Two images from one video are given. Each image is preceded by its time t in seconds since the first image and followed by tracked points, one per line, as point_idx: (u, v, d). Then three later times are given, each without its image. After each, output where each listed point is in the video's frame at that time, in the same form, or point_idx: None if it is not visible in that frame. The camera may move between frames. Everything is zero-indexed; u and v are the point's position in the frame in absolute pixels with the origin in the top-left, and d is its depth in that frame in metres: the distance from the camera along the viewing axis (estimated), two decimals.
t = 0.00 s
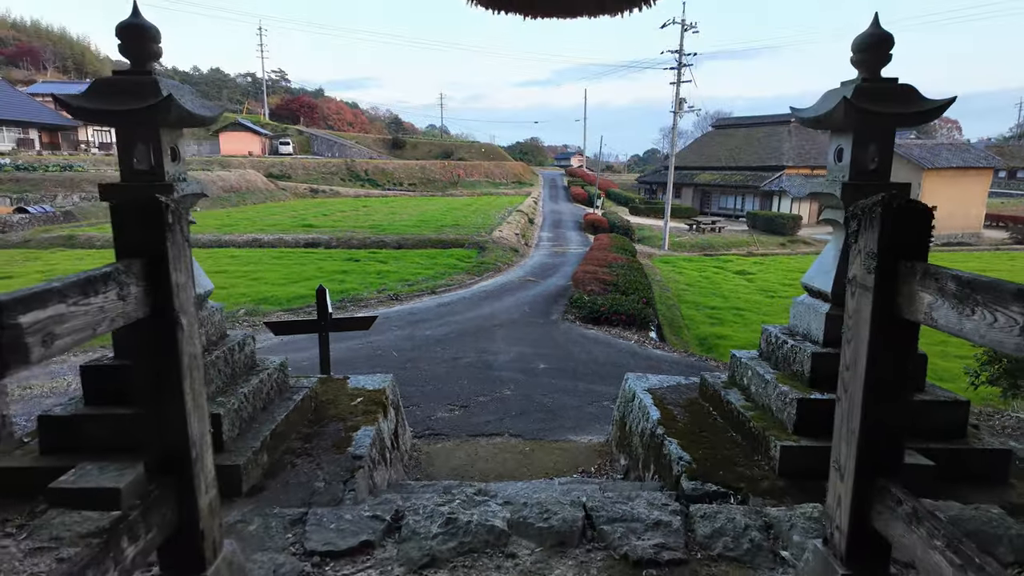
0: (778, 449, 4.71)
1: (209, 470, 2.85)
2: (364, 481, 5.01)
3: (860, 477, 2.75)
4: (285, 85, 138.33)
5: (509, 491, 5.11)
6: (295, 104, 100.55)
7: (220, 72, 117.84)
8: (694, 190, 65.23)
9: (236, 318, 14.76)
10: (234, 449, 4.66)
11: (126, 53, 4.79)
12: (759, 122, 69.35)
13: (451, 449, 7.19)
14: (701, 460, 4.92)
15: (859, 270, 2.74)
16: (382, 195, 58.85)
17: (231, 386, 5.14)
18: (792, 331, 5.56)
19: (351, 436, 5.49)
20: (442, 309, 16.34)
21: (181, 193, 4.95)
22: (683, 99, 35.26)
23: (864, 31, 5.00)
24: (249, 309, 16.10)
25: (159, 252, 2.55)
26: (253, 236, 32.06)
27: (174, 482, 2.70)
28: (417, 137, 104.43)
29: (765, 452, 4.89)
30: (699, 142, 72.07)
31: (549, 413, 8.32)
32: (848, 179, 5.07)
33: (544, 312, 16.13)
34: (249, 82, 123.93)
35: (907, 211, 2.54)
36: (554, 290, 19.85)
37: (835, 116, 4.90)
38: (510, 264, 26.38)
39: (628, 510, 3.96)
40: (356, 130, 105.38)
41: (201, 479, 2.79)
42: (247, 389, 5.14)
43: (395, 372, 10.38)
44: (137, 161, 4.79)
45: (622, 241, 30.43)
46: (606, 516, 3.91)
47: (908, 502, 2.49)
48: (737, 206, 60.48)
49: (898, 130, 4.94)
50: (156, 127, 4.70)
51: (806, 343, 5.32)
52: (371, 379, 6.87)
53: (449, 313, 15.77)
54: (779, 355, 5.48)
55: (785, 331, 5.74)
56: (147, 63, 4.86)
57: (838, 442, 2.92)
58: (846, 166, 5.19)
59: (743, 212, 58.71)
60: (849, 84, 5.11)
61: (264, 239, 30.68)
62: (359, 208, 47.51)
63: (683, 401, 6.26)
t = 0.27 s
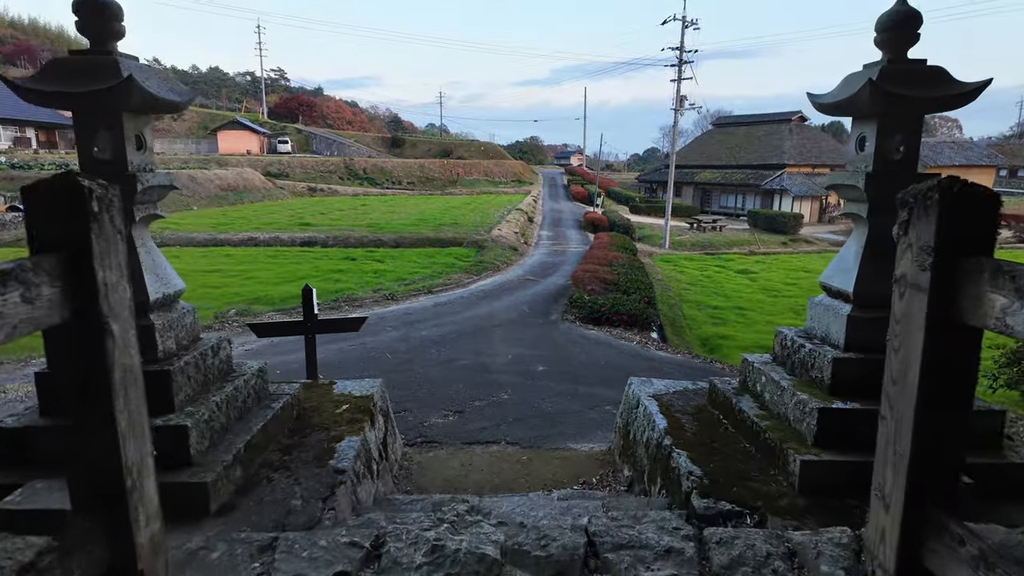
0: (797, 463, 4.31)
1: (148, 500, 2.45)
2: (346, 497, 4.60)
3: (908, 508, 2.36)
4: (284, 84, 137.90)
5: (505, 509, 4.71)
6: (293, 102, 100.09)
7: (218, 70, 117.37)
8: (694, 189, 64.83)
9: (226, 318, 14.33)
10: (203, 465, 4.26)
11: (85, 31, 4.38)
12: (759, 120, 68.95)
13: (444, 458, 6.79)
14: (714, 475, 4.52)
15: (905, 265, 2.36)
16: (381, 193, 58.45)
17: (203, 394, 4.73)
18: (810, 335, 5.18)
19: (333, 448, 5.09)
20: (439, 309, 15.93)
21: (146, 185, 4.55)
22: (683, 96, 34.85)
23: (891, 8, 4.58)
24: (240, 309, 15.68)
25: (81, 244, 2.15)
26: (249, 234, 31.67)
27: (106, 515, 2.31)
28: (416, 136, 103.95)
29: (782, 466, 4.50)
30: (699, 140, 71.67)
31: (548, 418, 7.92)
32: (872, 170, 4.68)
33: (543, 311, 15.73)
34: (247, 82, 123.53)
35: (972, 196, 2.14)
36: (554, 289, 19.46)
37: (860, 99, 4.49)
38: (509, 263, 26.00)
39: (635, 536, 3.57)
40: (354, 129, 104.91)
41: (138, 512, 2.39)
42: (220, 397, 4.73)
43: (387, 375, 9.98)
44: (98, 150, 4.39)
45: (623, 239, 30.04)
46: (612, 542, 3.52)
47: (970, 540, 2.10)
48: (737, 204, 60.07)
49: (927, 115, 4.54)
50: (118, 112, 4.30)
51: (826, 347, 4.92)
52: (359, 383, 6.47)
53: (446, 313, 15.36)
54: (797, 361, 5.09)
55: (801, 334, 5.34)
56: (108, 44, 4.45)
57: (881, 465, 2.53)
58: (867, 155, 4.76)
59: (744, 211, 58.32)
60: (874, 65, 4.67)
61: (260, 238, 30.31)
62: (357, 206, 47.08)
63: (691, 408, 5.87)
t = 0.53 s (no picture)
0: (820, 482, 3.91)
1: (65, 545, 2.04)
2: (325, 519, 4.20)
3: (977, 555, 1.95)
4: (282, 83, 137.29)
5: (499, 532, 4.30)
6: (291, 101, 99.64)
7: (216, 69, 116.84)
8: (694, 188, 64.43)
9: (216, 318, 13.92)
10: (165, 485, 3.85)
11: (36, 5, 3.98)
12: (759, 118, 68.58)
13: (436, 469, 6.39)
14: (727, 495, 4.13)
15: (976, 266, 1.96)
16: (379, 192, 58.00)
17: (170, 406, 4.33)
18: (830, 340, 4.79)
19: (313, 463, 4.69)
20: (435, 309, 15.53)
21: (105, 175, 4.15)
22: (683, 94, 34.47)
23: None
24: (231, 310, 15.27)
25: None
26: (244, 233, 31.25)
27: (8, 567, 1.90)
28: (414, 135, 103.50)
29: (803, 485, 4.10)
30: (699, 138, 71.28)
31: (546, 426, 7.52)
32: (901, 160, 4.29)
33: (542, 312, 15.34)
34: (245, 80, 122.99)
35: None
36: (553, 289, 19.06)
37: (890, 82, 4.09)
38: (507, 262, 25.61)
39: (645, 570, 3.16)
40: (352, 127, 104.45)
41: (50, 559, 1.98)
42: (188, 409, 4.33)
43: (379, 379, 9.57)
44: (52, 137, 4.00)
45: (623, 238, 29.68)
46: None
47: None
48: (738, 203, 59.68)
49: (961, 100, 4.15)
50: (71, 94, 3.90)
51: (848, 353, 4.53)
52: (345, 391, 6.07)
53: (442, 314, 14.96)
54: (816, 368, 4.70)
55: (820, 338, 4.95)
56: (62, 19, 4.04)
57: (941, 500, 2.12)
58: (894, 145, 4.39)
59: (744, 210, 57.96)
60: (903, 45, 4.27)
61: (255, 237, 29.90)
62: (354, 205, 46.65)
63: (699, 418, 5.47)
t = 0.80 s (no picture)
0: (837, 503, 3.54)
1: None
2: (294, 543, 3.83)
3: None
4: (279, 79, 136.50)
5: (486, 555, 3.93)
6: (288, 97, 98.99)
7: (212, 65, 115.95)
8: (693, 184, 64.05)
9: (203, 317, 13.49)
10: (113, 508, 3.47)
11: None
12: (758, 114, 68.15)
13: (422, 481, 6.02)
14: (734, 515, 3.76)
15: None
16: (376, 188, 57.58)
17: (124, 419, 3.94)
18: (845, 345, 4.43)
19: (284, 481, 4.31)
20: (429, 308, 15.14)
21: (50, 164, 3.76)
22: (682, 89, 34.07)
23: None
24: (220, 308, 14.84)
25: None
26: (237, 230, 30.85)
27: None
28: (412, 131, 102.96)
29: (818, 505, 3.74)
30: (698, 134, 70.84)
31: (541, 432, 7.15)
32: (925, 148, 3.91)
33: (538, 311, 14.96)
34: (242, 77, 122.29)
35: None
36: (550, 286, 18.69)
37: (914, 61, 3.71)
38: (504, 259, 25.24)
39: None
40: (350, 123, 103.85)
41: None
42: (145, 422, 3.95)
43: (367, 381, 9.17)
44: None
45: (621, 235, 29.31)
46: None
47: None
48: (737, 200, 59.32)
49: (990, 84, 3.79)
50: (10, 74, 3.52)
51: (865, 360, 4.17)
52: (324, 399, 5.70)
53: (436, 313, 14.56)
54: (830, 376, 4.34)
55: (834, 343, 4.59)
56: None
57: (1004, 552, 1.73)
58: (916, 133, 4.01)
59: (743, 206, 57.57)
60: (926, 23, 3.90)
61: (248, 234, 29.50)
62: (351, 202, 46.19)
63: (703, 428, 5.11)
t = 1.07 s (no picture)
0: (868, 547, 3.12)
1: None
2: None
3: None
4: (276, 75, 135.67)
5: None
6: (285, 93, 98.25)
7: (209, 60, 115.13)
8: (692, 181, 63.59)
9: (188, 318, 13.00)
10: (47, 555, 3.04)
11: None
12: (758, 109, 67.62)
13: (408, 502, 5.60)
14: (751, 556, 3.35)
15: None
16: (372, 185, 57.08)
17: (67, 448, 3.52)
18: (869, 362, 4.02)
19: (250, 513, 3.88)
20: (423, 309, 14.69)
21: None
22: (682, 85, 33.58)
23: None
24: (207, 309, 14.36)
25: None
26: (230, 227, 30.39)
27: None
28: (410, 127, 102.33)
29: (846, 545, 3.31)
30: (697, 130, 70.32)
31: (536, 446, 6.73)
32: (965, 142, 3.47)
33: (535, 312, 14.52)
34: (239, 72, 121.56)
35: None
36: (548, 286, 18.26)
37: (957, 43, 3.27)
38: (501, 257, 24.83)
39: None
40: (348, 119, 103.13)
41: None
42: (90, 451, 3.52)
43: (355, 389, 8.74)
44: None
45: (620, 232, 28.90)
46: None
47: None
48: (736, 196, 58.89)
49: None
50: None
51: (893, 379, 3.75)
52: (302, 416, 5.28)
53: (430, 314, 14.11)
54: (854, 397, 3.92)
55: (856, 359, 4.18)
56: None
57: None
58: (953, 126, 3.58)
59: (743, 203, 57.13)
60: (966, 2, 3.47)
61: (241, 231, 29.05)
62: (347, 199, 45.66)
63: (711, 448, 4.70)
